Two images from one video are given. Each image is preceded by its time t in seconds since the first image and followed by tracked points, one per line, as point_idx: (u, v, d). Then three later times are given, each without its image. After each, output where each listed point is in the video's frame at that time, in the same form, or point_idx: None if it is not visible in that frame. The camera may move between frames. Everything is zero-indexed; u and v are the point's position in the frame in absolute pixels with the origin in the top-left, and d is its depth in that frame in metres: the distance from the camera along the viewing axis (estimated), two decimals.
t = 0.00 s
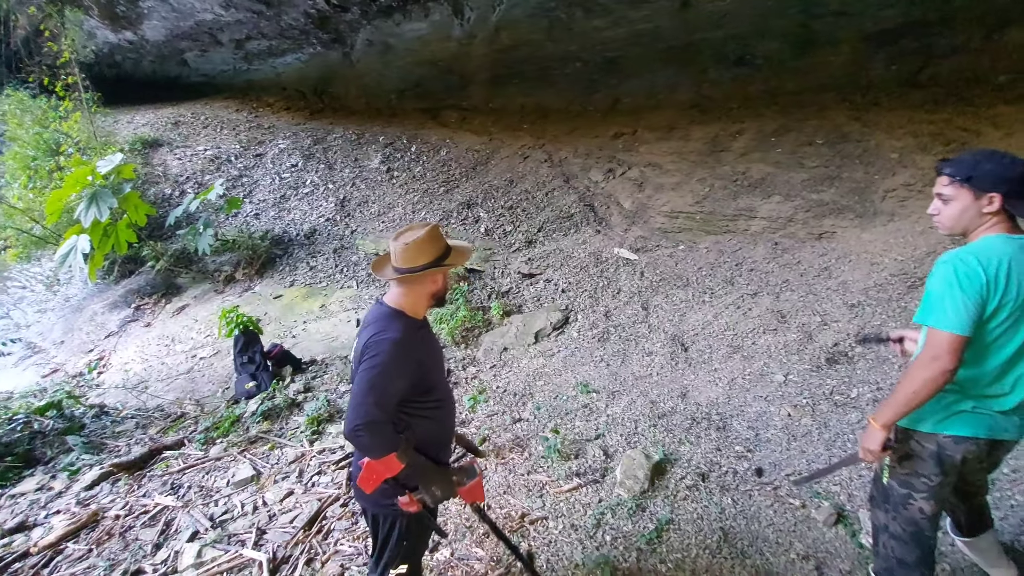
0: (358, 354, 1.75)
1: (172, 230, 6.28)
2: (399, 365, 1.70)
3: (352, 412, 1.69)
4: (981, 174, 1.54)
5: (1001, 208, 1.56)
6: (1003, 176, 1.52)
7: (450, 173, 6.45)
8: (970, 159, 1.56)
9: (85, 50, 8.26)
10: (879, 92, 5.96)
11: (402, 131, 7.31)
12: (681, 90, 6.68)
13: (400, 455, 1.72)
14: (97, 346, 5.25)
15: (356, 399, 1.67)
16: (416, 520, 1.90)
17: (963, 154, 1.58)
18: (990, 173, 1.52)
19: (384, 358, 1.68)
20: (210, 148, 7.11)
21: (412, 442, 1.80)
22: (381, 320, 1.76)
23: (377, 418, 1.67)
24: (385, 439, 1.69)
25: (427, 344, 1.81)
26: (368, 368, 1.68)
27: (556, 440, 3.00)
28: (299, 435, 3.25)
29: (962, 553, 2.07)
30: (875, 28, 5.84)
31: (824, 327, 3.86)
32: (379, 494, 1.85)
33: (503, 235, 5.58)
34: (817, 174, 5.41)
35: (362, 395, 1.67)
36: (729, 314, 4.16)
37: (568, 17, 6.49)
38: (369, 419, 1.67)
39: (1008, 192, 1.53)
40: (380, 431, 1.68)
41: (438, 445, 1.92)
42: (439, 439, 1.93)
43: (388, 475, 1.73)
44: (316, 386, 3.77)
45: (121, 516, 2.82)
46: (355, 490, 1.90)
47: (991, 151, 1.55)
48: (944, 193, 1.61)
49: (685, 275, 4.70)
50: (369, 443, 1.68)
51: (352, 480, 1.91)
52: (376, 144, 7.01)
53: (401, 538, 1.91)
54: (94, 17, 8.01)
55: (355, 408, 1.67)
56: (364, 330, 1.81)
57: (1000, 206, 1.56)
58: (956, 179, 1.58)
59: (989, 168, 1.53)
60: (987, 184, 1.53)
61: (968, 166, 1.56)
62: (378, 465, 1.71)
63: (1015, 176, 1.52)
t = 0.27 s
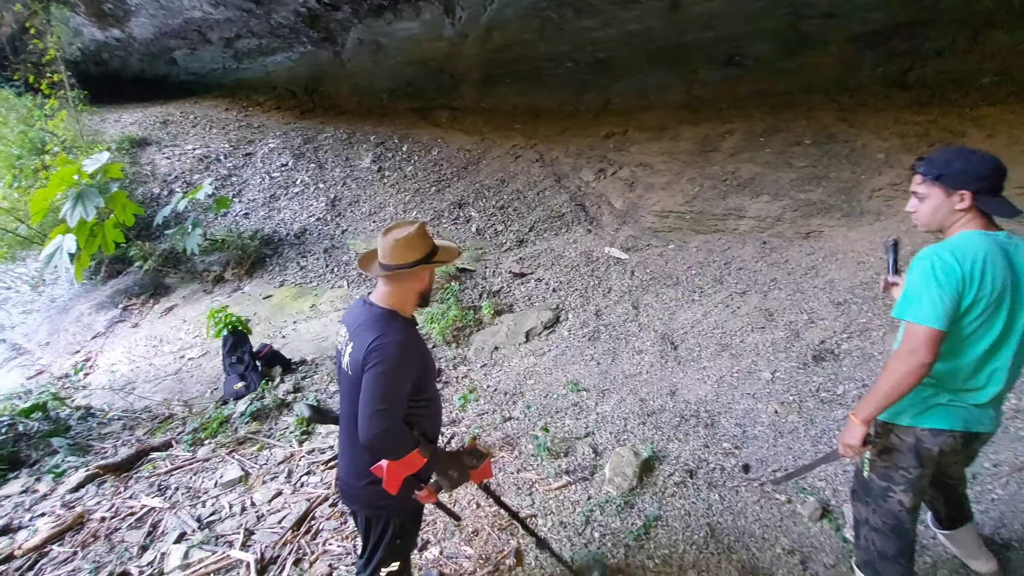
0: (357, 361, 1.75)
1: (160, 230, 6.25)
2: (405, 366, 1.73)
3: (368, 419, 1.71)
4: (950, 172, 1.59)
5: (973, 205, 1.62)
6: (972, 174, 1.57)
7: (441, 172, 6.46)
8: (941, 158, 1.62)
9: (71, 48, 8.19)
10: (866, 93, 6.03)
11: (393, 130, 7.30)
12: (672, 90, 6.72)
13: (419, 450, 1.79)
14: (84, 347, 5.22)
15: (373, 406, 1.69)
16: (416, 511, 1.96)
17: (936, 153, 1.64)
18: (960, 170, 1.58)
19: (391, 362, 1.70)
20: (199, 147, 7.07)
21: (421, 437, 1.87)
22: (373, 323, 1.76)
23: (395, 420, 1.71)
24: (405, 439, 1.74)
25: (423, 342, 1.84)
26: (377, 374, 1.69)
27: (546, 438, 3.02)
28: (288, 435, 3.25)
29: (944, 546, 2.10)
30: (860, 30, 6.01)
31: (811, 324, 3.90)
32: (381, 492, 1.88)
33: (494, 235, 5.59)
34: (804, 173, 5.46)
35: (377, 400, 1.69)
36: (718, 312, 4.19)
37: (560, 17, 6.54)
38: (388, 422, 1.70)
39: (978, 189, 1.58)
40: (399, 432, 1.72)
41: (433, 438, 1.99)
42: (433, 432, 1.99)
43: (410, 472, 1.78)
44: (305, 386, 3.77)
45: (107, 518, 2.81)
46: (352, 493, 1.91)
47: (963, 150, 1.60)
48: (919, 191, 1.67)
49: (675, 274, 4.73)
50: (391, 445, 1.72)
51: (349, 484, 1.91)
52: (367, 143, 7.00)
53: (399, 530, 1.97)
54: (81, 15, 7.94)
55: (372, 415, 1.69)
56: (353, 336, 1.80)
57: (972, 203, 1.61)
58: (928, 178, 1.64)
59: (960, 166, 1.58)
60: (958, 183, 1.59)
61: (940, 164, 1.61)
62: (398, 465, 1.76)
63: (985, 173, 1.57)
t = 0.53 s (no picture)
0: (372, 362, 1.75)
1: (144, 229, 6.20)
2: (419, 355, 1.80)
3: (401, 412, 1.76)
4: (917, 169, 1.64)
5: (941, 200, 1.65)
6: (938, 170, 1.61)
7: (429, 171, 6.45)
8: (910, 155, 1.66)
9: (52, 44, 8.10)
10: (849, 93, 6.11)
11: (381, 129, 7.28)
12: (659, 90, 6.76)
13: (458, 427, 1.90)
14: (65, 348, 5.17)
15: (415, 399, 1.75)
16: (404, 494, 2.05)
17: (906, 150, 1.68)
18: (926, 167, 1.62)
19: (410, 355, 1.76)
20: (184, 145, 7.02)
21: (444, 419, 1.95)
22: (374, 322, 1.77)
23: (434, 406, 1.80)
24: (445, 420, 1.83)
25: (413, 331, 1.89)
26: (406, 369, 1.74)
27: (531, 436, 3.04)
28: (272, 436, 3.25)
29: (921, 538, 2.14)
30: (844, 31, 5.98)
31: (794, 321, 3.94)
32: (382, 481, 1.95)
33: (482, 233, 5.60)
34: (788, 172, 5.51)
35: (418, 392, 1.75)
36: (703, 310, 4.23)
37: (548, 16, 6.45)
38: (433, 409, 1.78)
39: (944, 185, 1.62)
40: (438, 416, 1.81)
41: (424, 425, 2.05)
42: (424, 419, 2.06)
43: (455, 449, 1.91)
44: (291, 386, 3.78)
45: (86, 521, 2.79)
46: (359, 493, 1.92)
47: (932, 147, 1.64)
48: (890, 187, 1.72)
49: (661, 272, 4.77)
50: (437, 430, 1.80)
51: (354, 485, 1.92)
52: (355, 142, 6.98)
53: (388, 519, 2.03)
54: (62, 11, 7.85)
55: (414, 406, 1.75)
56: (353, 339, 1.78)
57: (940, 198, 1.65)
58: (897, 174, 1.69)
59: (927, 162, 1.62)
60: (926, 178, 1.63)
61: (909, 161, 1.66)
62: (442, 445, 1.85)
63: (952, 169, 1.61)
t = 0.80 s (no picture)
0: (374, 347, 1.79)
1: (121, 228, 6.12)
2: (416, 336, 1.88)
3: (412, 389, 1.83)
4: (884, 166, 1.67)
5: (909, 197, 1.68)
6: (904, 167, 1.64)
7: (413, 169, 6.42)
8: (878, 152, 1.69)
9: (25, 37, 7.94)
10: (829, 94, 6.19)
11: (365, 127, 7.23)
12: (642, 89, 6.78)
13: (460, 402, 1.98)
14: (38, 349, 5.08)
15: (423, 375, 1.83)
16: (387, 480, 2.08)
17: (874, 149, 1.72)
18: (893, 164, 1.65)
19: (410, 335, 1.84)
20: (162, 142, 6.92)
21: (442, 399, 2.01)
22: (372, 308, 1.82)
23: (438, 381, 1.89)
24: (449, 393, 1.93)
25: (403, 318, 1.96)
26: (411, 348, 1.81)
27: (513, 435, 3.05)
28: (252, 437, 3.23)
29: (896, 533, 2.18)
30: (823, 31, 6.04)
31: (775, 319, 3.98)
32: (373, 466, 1.97)
33: (466, 232, 5.59)
34: (769, 171, 5.56)
35: (425, 368, 1.83)
36: (685, 308, 4.25)
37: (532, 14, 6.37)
38: (439, 384, 1.87)
39: (911, 181, 1.65)
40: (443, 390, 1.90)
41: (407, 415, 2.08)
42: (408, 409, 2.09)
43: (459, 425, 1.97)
44: (271, 387, 3.75)
45: (57, 527, 2.76)
46: (353, 479, 1.94)
47: (899, 145, 1.68)
48: (860, 185, 1.75)
49: (644, 270, 4.79)
50: (444, 404, 1.89)
51: (346, 472, 1.93)
52: (338, 139, 6.93)
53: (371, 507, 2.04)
54: (36, 4, 7.70)
55: (422, 382, 1.83)
56: (351, 326, 1.82)
57: (908, 195, 1.68)
58: (866, 172, 1.73)
59: (893, 160, 1.66)
60: (892, 175, 1.66)
61: (876, 159, 1.70)
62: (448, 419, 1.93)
63: (918, 166, 1.64)
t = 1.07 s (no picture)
0: (357, 334, 1.81)
1: (102, 229, 6.03)
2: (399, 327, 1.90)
3: (395, 380, 1.85)
4: (852, 171, 1.68)
5: (880, 200, 1.68)
6: (873, 171, 1.65)
7: (400, 168, 6.38)
8: (845, 158, 1.70)
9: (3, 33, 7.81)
10: (814, 94, 6.21)
11: (351, 125, 7.17)
12: (630, 89, 6.78)
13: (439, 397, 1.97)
14: (15, 352, 4.99)
15: (404, 364, 1.84)
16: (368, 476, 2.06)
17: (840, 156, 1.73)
18: (861, 168, 1.66)
19: (392, 326, 1.86)
20: (144, 141, 6.82)
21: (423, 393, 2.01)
22: (356, 298, 1.85)
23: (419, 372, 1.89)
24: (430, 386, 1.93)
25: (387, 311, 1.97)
26: (393, 337, 1.83)
27: (498, 438, 3.03)
28: (232, 442, 3.19)
29: (878, 536, 2.19)
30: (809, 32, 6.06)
31: (759, 319, 3.99)
32: (353, 459, 1.96)
33: (453, 231, 5.56)
34: (755, 171, 5.58)
35: (406, 358, 1.84)
36: (671, 308, 4.26)
37: (519, 13, 6.41)
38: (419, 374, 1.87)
39: (881, 184, 1.65)
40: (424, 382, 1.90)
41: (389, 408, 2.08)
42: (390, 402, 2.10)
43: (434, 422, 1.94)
44: (254, 390, 3.71)
45: (30, 537, 2.71)
46: (332, 472, 1.93)
47: (865, 149, 1.69)
48: (832, 192, 1.75)
49: (631, 270, 4.78)
50: (425, 395, 1.89)
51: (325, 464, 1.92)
52: (324, 138, 6.87)
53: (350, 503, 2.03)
54: None
55: (402, 371, 1.84)
56: (335, 315, 1.84)
57: (879, 198, 1.68)
58: (835, 179, 1.73)
59: (861, 165, 1.66)
60: (862, 180, 1.66)
61: (844, 165, 1.70)
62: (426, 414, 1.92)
63: (885, 169, 1.65)
